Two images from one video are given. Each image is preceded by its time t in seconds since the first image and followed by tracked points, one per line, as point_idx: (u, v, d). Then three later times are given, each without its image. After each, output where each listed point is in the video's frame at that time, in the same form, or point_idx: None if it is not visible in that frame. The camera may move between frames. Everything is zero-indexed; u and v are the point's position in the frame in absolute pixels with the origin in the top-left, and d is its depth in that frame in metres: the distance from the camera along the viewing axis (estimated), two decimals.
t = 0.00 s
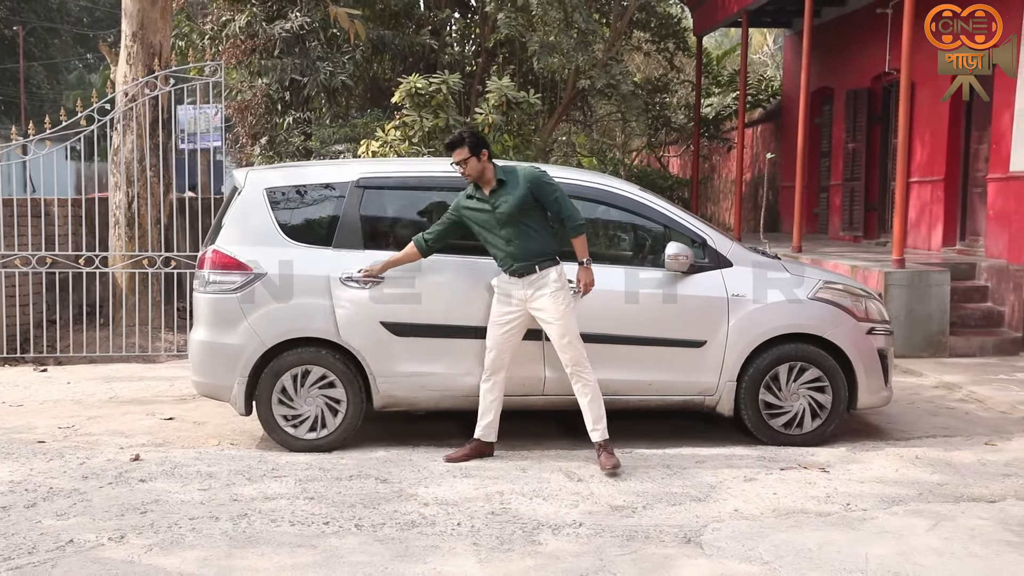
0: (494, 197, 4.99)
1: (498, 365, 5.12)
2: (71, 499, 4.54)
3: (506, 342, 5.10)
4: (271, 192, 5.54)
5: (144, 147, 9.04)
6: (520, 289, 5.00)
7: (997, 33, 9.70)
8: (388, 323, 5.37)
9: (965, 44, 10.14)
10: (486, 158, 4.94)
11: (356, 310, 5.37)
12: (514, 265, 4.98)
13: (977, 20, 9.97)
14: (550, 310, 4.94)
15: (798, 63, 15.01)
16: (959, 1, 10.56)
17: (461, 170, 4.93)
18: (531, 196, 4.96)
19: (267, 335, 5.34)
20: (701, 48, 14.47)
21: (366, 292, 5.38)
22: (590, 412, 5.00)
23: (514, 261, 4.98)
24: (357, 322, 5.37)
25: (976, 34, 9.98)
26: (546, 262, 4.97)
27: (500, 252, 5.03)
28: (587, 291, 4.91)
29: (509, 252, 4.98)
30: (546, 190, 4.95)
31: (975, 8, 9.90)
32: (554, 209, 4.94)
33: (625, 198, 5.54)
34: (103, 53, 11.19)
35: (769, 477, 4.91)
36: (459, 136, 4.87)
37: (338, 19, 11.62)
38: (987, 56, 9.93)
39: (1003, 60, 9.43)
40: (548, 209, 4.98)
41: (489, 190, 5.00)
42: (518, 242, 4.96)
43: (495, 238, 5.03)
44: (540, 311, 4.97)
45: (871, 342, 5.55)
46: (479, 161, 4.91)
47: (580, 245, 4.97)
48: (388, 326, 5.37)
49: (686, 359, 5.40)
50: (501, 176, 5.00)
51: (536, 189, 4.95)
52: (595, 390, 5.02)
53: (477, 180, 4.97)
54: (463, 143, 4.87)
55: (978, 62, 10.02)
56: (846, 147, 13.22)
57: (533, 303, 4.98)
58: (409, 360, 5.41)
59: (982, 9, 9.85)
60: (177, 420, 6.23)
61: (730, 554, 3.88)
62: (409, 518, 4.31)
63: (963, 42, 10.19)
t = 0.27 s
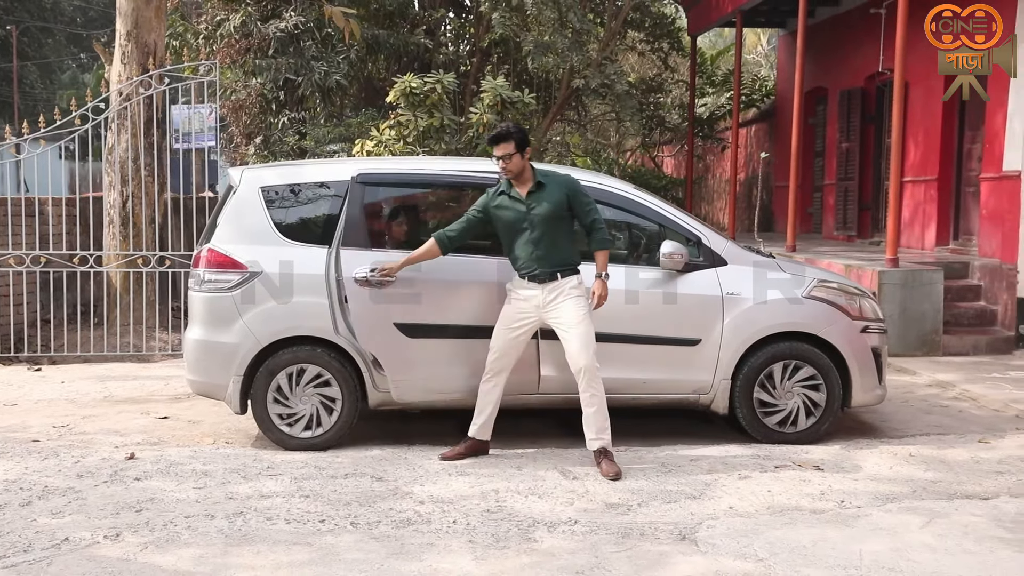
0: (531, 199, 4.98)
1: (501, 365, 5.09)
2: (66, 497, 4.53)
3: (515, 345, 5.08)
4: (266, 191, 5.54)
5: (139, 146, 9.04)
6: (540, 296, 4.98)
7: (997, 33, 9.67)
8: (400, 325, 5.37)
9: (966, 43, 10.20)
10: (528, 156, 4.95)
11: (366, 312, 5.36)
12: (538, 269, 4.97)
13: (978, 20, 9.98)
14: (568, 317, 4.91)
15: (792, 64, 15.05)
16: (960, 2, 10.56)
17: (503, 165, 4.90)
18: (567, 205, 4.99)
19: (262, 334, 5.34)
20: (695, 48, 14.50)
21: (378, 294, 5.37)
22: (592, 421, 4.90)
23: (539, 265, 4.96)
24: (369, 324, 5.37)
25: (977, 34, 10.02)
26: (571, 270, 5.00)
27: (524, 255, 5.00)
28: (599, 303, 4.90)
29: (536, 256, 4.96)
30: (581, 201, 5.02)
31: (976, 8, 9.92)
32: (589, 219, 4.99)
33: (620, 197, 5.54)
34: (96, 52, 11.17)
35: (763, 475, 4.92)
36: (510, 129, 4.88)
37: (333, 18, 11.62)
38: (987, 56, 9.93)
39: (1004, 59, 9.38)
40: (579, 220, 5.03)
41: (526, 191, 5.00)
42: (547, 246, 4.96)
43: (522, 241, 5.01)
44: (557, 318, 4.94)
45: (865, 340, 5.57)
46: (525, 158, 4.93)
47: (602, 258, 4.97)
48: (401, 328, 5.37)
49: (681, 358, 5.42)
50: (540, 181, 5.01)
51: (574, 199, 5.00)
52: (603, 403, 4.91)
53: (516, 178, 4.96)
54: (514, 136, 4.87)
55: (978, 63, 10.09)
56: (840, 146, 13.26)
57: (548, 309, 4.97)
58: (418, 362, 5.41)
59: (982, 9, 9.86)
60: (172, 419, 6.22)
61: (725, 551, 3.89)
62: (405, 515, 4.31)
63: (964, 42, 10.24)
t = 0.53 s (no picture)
0: (572, 189, 4.86)
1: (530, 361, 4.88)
2: (50, 497, 4.51)
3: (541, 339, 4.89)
4: (251, 189, 5.53)
5: (123, 145, 9.00)
6: (562, 289, 4.83)
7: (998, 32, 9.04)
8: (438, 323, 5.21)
9: (966, 44, 9.51)
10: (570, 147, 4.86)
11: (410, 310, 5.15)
12: (567, 261, 4.83)
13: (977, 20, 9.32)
14: (589, 311, 4.83)
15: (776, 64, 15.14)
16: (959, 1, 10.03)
17: (546, 154, 4.79)
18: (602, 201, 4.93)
19: (248, 332, 5.32)
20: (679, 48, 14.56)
21: (416, 290, 5.18)
22: (588, 418, 4.88)
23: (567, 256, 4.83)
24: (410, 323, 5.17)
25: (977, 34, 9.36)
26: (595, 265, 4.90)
27: (553, 244, 4.87)
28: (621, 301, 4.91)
29: (566, 246, 4.84)
30: (613, 198, 5.00)
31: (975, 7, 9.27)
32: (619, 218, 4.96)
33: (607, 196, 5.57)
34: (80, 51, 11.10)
35: (748, 471, 4.95)
36: (561, 116, 4.76)
37: (317, 17, 11.60)
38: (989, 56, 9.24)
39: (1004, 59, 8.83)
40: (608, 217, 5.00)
41: (565, 180, 4.88)
42: (578, 238, 4.84)
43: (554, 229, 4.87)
44: (578, 311, 4.84)
45: (849, 338, 5.61)
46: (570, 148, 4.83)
47: (619, 259, 4.98)
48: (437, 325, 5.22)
49: (665, 355, 5.44)
50: (580, 173, 4.91)
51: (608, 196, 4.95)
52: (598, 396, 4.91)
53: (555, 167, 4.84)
54: (563, 124, 4.76)
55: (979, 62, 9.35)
56: (823, 146, 13.34)
57: (569, 302, 4.84)
58: (445, 360, 5.28)
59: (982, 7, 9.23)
60: (157, 418, 6.20)
61: (710, 547, 3.91)
62: (391, 513, 4.31)
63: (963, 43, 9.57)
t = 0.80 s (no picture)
0: (568, 184, 4.69)
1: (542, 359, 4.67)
2: (27, 497, 4.46)
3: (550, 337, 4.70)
4: (230, 187, 5.50)
5: (99, 143, 8.94)
6: (558, 287, 4.68)
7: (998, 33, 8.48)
8: (470, 319, 4.99)
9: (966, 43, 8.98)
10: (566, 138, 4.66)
11: (454, 306, 4.89)
12: (560, 258, 4.67)
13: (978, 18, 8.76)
14: (580, 312, 4.71)
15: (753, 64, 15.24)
16: None
17: (544, 151, 4.60)
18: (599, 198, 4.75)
19: (226, 331, 5.30)
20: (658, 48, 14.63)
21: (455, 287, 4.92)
22: (573, 413, 4.80)
23: (559, 254, 4.67)
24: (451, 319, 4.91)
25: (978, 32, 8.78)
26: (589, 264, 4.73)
27: (546, 240, 4.70)
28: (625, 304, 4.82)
29: (561, 243, 4.66)
30: (612, 197, 4.82)
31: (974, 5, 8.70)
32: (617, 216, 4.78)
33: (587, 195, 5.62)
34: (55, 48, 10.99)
35: (727, 468, 4.98)
36: (556, 110, 4.58)
37: (295, 16, 11.55)
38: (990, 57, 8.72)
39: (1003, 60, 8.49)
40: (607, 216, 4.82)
41: (563, 176, 4.70)
42: (573, 235, 4.67)
43: (550, 225, 4.70)
44: (570, 311, 4.71)
45: (826, 336, 5.66)
46: (567, 142, 4.64)
47: (619, 258, 4.86)
48: (469, 321, 4.99)
49: (643, 354, 5.47)
50: (578, 168, 4.72)
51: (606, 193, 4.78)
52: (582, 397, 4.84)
53: (554, 161, 4.66)
54: (559, 117, 4.58)
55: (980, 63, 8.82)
56: (801, 146, 13.45)
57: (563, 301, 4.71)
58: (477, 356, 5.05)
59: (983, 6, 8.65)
60: (135, 417, 6.15)
61: (688, 543, 3.93)
62: (371, 511, 4.31)
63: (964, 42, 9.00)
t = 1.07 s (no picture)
0: (547, 183, 4.68)
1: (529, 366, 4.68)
2: (8, 497, 4.43)
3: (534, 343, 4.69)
4: (212, 186, 5.48)
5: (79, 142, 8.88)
6: (543, 289, 4.65)
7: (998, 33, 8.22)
8: (431, 319, 5.02)
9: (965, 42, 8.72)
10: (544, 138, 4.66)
11: (408, 306, 4.95)
12: (543, 259, 4.65)
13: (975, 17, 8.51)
14: (567, 313, 4.69)
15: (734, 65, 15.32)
16: None
17: (521, 149, 4.61)
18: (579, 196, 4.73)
19: (209, 330, 5.28)
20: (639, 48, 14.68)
21: (412, 287, 4.98)
22: (558, 415, 4.84)
23: (541, 254, 4.65)
24: (405, 319, 4.96)
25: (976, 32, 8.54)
26: (573, 264, 4.70)
27: (528, 241, 4.68)
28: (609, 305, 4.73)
29: (543, 242, 4.64)
30: (595, 196, 4.78)
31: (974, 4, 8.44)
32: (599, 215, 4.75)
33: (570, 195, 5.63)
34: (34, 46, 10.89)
35: (710, 466, 5.02)
36: (530, 110, 4.58)
37: (276, 15, 11.50)
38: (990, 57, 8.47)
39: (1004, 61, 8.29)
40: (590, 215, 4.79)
41: (542, 175, 4.70)
42: (554, 235, 4.65)
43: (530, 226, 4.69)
44: (557, 313, 4.69)
45: (808, 334, 5.71)
46: (544, 140, 4.63)
47: (608, 258, 4.79)
48: (430, 321, 5.02)
49: (626, 352, 5.49)
50: (558, 167, 4.71)
51: (588, 191, 4.74)
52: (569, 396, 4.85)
53: (531, 161, 4.66)
54: (533, 117, 4.58)
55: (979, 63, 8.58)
56: (782, 146, 13.53)
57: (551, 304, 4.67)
58: (439, 356, 5.07)
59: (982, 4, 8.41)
60: (116, 417, 6.11)
61: (672, 540, 3.96)
62: (355, 510, 4.31)
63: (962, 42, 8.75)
